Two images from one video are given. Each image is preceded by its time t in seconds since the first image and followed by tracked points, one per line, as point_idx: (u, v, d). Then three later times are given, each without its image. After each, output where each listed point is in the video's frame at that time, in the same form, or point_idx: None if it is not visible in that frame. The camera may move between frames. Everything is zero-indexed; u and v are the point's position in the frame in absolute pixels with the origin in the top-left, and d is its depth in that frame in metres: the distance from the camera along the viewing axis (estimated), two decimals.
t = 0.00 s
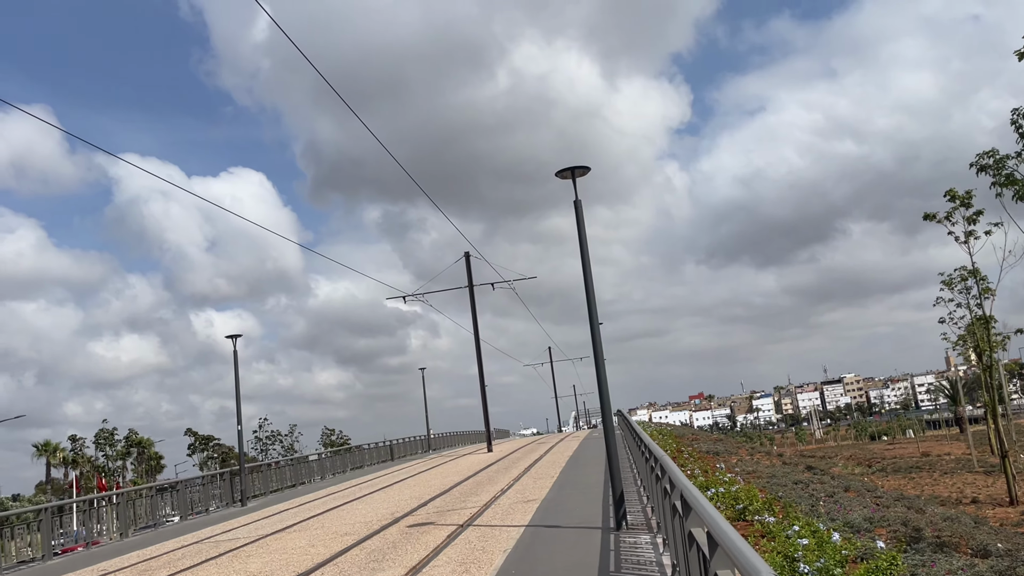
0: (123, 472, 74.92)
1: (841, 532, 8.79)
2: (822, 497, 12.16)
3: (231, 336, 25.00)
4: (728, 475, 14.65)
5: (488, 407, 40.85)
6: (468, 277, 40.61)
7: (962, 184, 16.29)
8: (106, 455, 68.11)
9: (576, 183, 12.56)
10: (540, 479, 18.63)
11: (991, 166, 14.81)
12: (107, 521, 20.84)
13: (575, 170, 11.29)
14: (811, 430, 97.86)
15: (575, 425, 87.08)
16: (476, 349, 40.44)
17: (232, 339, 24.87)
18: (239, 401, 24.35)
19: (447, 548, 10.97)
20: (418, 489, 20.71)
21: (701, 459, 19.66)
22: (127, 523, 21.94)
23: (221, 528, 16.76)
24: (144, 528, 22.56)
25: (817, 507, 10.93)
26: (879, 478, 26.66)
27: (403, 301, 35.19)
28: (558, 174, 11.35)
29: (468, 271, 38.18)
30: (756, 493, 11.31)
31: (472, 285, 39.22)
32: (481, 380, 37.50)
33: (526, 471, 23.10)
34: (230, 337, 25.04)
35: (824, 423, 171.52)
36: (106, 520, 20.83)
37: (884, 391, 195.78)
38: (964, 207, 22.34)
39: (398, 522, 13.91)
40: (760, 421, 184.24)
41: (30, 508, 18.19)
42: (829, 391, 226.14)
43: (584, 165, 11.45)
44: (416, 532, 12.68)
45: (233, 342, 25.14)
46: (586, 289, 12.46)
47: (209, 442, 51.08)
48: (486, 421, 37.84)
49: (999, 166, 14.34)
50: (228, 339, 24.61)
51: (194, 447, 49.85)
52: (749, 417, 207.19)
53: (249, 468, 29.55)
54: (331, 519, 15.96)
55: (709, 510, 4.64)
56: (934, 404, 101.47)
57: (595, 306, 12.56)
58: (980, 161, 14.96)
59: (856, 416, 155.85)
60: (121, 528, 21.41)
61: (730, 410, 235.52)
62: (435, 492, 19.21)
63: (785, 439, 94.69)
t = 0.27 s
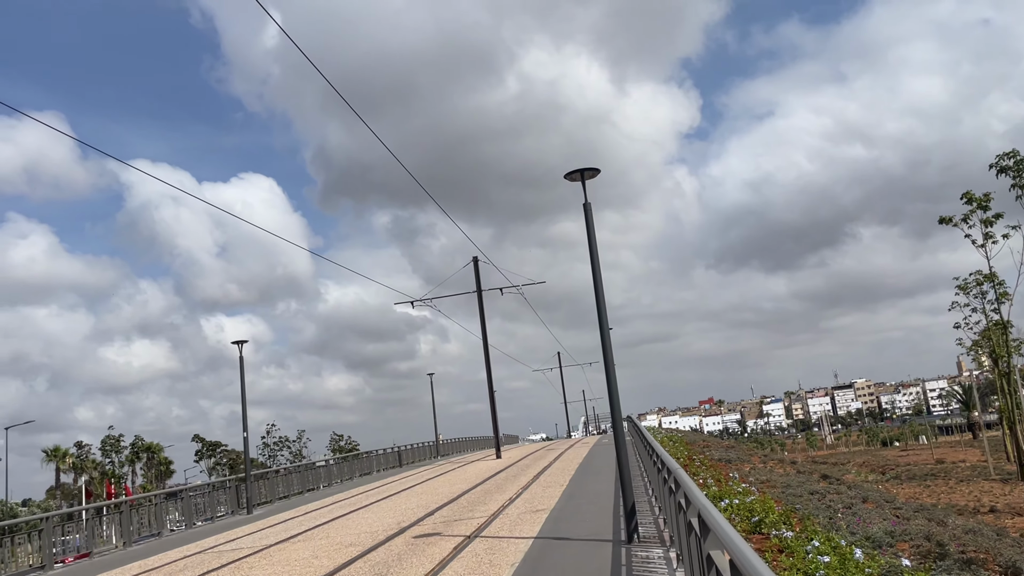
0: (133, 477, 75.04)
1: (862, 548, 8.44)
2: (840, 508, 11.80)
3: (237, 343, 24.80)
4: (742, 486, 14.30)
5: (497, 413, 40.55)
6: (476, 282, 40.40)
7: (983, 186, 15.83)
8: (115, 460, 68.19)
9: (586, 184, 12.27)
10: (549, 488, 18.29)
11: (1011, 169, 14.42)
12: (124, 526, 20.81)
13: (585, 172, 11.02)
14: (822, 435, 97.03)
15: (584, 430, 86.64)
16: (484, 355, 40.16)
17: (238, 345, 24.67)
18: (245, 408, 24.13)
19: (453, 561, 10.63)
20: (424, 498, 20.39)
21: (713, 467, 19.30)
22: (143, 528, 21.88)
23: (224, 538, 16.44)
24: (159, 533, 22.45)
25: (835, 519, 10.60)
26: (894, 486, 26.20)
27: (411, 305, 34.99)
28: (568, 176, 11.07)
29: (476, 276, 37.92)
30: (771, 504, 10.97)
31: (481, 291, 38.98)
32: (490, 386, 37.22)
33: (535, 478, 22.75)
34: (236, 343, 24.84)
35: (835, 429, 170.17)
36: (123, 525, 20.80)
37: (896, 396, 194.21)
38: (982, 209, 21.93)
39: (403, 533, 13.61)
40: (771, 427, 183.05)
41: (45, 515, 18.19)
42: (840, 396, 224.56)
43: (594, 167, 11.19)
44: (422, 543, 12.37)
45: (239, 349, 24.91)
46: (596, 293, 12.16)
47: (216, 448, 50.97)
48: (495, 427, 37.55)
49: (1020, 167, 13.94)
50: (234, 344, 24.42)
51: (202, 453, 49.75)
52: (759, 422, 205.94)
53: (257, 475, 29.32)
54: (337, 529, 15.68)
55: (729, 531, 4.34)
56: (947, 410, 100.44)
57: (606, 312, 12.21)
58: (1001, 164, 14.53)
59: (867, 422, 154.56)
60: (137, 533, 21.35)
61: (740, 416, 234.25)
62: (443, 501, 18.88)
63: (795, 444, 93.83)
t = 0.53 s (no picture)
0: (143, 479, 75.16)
1: (882, 553, 8.08)
2: (856, 512, 11.45)
3: (243, 343, 24.56)
4: (754, 488, 13.96)
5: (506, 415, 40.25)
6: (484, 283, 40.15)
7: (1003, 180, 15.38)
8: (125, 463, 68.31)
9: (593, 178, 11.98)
10: (558, 490, 17.96)
11: None
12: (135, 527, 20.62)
13: (593, 166, 10.74)
14: (834, 438, 96.20)
15: (593, 433, 86.21)
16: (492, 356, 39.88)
17: (244, 345, 24.45)
18: (251, 409, 23.90)
19: (456, 566, 10.33)
20: (432, 500, 20.12)
21: (724, 469, 18.95)
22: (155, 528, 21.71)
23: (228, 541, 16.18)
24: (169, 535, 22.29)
25: (851, 522, 10.27)
26: (909, 489, 25.74)
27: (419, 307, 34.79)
28: (575, 170, 10.84)
29: (484, 277, 37.65)
30: (786, 507, 10.63)
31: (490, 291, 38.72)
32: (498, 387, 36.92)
33: (544, 481, 22.43)
34: (242, 344, 24.60)
35: (847, 431, 168.82)
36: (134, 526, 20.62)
37: (909, 398, 192.52)
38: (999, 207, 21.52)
39: (408, 536, 13.33)
40: (783, 429, 181.87)
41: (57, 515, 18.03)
42: (853, 398, 222.90)
43: (601, 160, 10.91)
44: (426, 547, 12.07)
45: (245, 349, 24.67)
46: (604, 290, 11.84)
47: (224, 450, 50.89)
48: (504, 429, 37.24)
49: None
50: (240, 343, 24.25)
51: (210, 455, 49.65)
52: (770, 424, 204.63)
53: (264, 477, 29.11)
54: (341, 532, 15.41)
55: (743, 534, 4.06)
56: (961, 412, 99.38)
57: (614, 310, 11.86)
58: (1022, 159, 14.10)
59: (880, 424, 153.24)
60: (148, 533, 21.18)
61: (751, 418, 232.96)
62: (450, 503, 18.60)
63: (807, 447, 93.02)
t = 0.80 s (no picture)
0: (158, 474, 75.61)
1: (907, 558, 7.69)
2: (878, 512, 11.05)
3: (252, 339, 24.36)
4: (772, 486, 13.57)
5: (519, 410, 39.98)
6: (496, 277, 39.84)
7: None
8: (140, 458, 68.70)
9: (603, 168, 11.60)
10: (570, 488, 17.65)
11: None
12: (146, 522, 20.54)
13: (602, 154, 10.39)
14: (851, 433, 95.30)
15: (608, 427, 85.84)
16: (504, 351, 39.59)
17: (253, 341, 24.24)
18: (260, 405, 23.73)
19: (463, 567, 10.03)
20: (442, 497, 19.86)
21: (739, 466, 18.56)
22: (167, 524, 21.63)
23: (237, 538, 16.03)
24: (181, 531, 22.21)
25: (873, 523, 9.88)
26: (929, 485, 25.22)
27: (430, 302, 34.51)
28: (584, 158, 10.47)
29: (496, 271, 37.33)
30: (804, 507, 10.26)
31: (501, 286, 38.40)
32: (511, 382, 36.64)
33: (556, 477, 22.11)
34: (252, 340, 24.38)
35: (864, 426, 167.36)
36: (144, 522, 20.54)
37: (927, 393, 190.59)
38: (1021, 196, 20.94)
39: (415, 535, 13.06)
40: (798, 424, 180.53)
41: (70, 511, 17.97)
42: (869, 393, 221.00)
43: (611, 149, 10.55)
44: (434, 547, 11.79)
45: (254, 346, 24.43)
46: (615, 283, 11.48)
47: (237, 446, 51.01)
48: (516, 424, 36.92)
49: None
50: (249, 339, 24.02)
51: (223, 451, 49.77)
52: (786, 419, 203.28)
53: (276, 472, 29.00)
54: (349, 530, 15.18)
55: (761, 547, 3.72)
56: (980, 407, 98.11)
57: (625, 303, 11.45)
58: None
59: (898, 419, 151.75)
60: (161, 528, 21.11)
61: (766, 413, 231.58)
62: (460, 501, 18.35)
63: (823, 442, 92.18)
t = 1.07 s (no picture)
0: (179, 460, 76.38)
1: (943, 555, 7.31)
2: (908, 506, 10.64)
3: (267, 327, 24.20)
4: (796, 478, 13.18)
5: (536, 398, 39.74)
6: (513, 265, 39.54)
7: None
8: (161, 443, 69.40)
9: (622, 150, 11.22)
10: (588, 478, 17.35)
11: None
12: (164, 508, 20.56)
13: (621, 134, 10.04)
14: (872, 422, 94.17)
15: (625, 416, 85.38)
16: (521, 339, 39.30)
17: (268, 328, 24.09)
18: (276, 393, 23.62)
19: (478, 559, 9.77)
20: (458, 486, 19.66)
21: (761, 457, 18.16)
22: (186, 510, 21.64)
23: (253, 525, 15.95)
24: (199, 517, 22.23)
25: (904, 517, 9.48)
26: (955, 477, 24.65)
27: (447, 290, 34.29)
28: (602, 139, 10.12)
29: (513, 258, 37.01)
30: (831, 500, 9.88)
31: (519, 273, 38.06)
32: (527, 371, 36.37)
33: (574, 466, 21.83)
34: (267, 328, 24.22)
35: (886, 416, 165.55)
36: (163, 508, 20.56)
37: (950, 382, 188.10)
38: None
39: (431, 525, 12.83)
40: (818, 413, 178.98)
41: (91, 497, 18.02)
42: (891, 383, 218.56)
43: (631, 129, 10.20)
44: (449, 537, 11.55)
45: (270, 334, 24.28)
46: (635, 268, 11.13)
47: (255, 432, 51.26)
48: (533, 413, 36.70)
49: None
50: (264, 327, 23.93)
51: (241, 437, 50.03)
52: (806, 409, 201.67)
53: (293, 460, 28.97)
54: (364, 518, 14.98)
55: (796, 546, 3.39)
56: (1005, 397, 96.53)
57: (644, 288, 11.10)
58: None
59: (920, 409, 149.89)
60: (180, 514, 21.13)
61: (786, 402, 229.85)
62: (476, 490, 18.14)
63: (844, 432, 91.16)
